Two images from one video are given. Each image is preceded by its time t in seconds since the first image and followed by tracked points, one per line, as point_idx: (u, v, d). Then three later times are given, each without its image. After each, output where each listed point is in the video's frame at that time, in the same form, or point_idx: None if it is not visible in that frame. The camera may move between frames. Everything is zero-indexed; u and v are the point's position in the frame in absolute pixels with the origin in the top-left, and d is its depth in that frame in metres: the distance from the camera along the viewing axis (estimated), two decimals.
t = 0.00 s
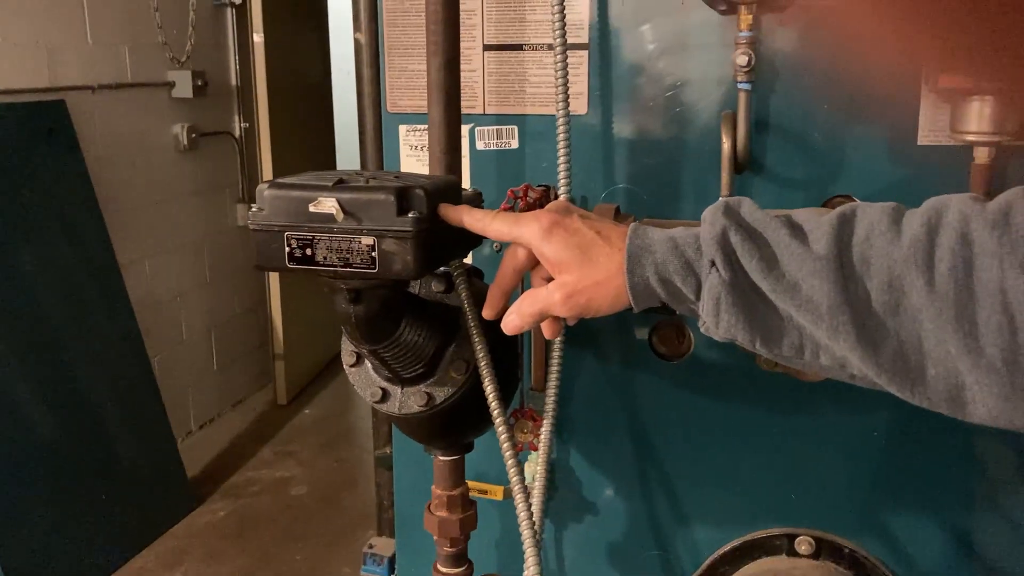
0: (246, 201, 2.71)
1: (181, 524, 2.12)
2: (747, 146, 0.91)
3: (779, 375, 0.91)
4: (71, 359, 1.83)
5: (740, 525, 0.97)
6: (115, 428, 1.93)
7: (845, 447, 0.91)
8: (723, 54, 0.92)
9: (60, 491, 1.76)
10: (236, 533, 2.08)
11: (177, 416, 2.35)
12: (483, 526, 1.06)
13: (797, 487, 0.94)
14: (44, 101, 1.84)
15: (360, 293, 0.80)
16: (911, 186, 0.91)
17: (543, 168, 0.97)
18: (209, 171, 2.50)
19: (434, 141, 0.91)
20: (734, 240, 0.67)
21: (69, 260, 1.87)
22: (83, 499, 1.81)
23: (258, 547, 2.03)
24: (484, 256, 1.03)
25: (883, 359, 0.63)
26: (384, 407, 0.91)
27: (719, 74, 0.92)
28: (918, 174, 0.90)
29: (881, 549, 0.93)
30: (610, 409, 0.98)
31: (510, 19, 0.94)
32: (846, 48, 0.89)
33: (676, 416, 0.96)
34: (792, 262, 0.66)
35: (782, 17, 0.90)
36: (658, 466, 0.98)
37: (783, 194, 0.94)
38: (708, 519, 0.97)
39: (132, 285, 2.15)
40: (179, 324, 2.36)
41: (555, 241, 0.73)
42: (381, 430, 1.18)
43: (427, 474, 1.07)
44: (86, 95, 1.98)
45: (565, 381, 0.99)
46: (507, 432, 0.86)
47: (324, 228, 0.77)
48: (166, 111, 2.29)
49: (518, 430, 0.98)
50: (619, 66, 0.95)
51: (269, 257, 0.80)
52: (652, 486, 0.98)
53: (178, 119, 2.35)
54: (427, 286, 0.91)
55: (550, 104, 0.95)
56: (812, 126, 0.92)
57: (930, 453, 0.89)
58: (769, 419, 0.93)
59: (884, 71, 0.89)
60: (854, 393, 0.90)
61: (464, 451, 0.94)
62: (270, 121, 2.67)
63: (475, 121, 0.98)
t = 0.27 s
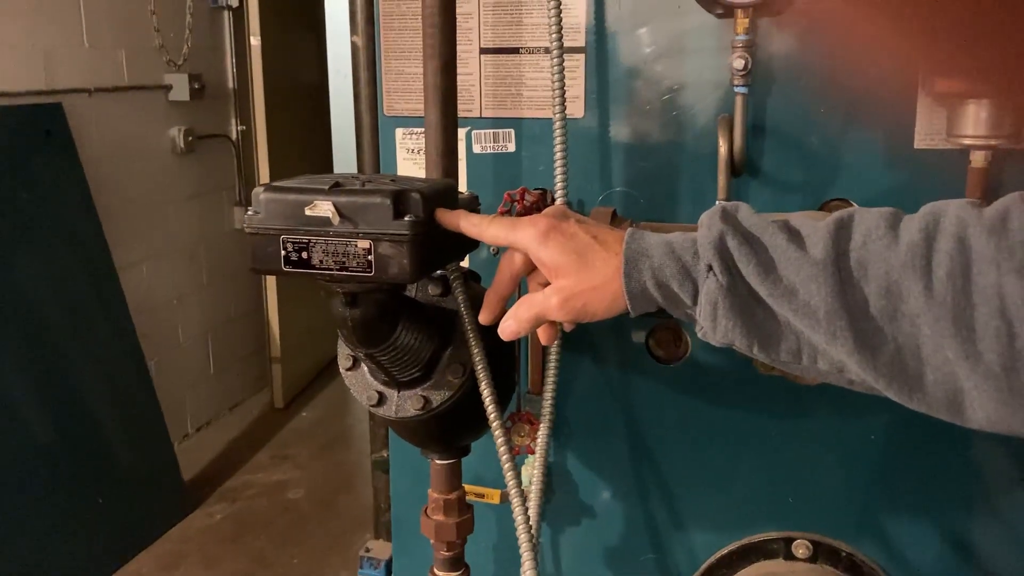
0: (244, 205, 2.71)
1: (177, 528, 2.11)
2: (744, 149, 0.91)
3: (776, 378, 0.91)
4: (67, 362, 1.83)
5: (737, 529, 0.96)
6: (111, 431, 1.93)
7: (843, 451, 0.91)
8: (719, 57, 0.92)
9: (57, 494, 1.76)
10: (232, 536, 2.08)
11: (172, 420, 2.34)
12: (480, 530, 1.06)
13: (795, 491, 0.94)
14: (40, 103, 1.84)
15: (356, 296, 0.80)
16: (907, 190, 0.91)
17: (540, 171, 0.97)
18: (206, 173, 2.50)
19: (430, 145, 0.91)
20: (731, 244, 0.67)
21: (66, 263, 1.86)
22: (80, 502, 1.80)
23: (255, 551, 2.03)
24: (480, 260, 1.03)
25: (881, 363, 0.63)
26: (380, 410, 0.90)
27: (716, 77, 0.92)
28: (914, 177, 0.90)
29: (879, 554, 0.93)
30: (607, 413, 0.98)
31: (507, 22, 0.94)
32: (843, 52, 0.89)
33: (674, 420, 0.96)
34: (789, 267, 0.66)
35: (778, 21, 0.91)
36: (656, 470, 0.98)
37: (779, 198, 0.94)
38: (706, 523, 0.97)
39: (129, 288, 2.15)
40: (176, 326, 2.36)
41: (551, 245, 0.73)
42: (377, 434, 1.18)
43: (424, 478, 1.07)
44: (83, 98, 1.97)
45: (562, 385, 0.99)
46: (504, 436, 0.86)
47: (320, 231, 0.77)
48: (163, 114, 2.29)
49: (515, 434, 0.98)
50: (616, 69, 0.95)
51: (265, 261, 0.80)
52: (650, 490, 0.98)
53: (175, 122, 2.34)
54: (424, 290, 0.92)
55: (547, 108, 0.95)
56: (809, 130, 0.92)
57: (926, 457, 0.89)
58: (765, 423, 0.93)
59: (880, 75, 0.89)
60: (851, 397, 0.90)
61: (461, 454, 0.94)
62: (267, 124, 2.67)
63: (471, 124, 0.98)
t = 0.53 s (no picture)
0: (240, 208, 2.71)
1: (174, 533, 2.10)
2: (743, 154, 0.91)
3: (775, 383, 0.91)
4: (64, 366, 1.82)
5: (736, 534, 0.96)
6: (108, 435, 1.92)
7: (842, 454, 0.92)
8: (718, 62, 0.92)
9: (54, 499, 1.75)
10: (229, 541, 2.07)
11: (169, 423, 2.33)
12: (478, 534, 1.06)
13: (794, 495, 0.94)
14: (37, 107, 1.83)
15: (356, 301, 0.80)
16: (906, 194, 0.91)
17: (538, 175, 0.97)
18: (202, 177, 2.50)
19: (429, 148, 0.91)
20: (750, 259, 0.65)
21: (62, 266, 1.86)
22: (77, 505, 1.80)
23: (252, 556, 2.02)
24: (478, 264, 1.02)
25: (898, 377, 0.61)
26: (379, 415, 0.90)
27: (715, 81, 0.92)
28: (913, 181, 0.90)
29: (877, 558, 0.93)
30: (606, 417, 0.98)
31: (505, 26, 0.94)
32: (842, 56, 0.90)
33: (673, 425, 0.96)
34: (806, 282, 0.63)
35: (778, 25, 0.91)
36: (654, 476, 0.98)
37: (777, 202, 0.94)
38: (704, 528, 0.97)
39: (126, 292, 2.14)
40: (172, 329, 2.35)
41: (573, 256, 0.72)
42: (375, 437, 1.17)
43: (422, 483, 1.07)
44: (80, 101, 1.97)
45: (561, 389, 0.98)
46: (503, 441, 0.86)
47: (319, 235, 0.77)
48: (160, 118, 2.29)
49: (513, 438, 0.98)
50: (616, 73, 0.95)
51: (263, 265, 0.79)
52: (649, 495, 0.98)
53: (172, 125, 2.34)
54: (423, 294, 0.91)
55: (546, 111, 0.95)
56: (808, 134, 0.92)
57: (925, 461, 0.89)
58: (764, 428, 0.93)
59: (879, 80, 0.89)
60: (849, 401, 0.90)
61: (459, 459, 0.93)
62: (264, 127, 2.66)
63: (470, 128, 0.98)
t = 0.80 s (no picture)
0: (236, 213, 2.70)
1: (169, 538, 2.09)
2: (739, 159, 0.91)
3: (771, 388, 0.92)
4: (58, 371, 1.82)
5: (733, 539, 0.97)
6: (103, 439, 1.92)
7: (838, 458, 0.92)
8: (713, 67, 0.92)
9: (47, 504, 1.74)
10: (223, 546, 2.06)
11: (164, 428, 2.33)
12: (474, 540, 1.06)
13: (790, 500, 0.94)
14: (32, 111, 1.83)
15: (351, 306, 0.80)
16: (901, 199, 0.91)
17: (534, 180, 0.97)
18: (198, 181, 2.49)
19: (425, 153, 0.91)
20: (754, 305, 0.64)
21: (57, 270, 1.85)
22: (71, 510, 1.79)
23: (247, 561, 2.01)
24: (474, 269, 1.01)
25: (902, 403, 0.59)
26: (374, 421, 0.90)
27: (710, 86, 0.93)
28: (909, 186, 0.91)
29: (873, 563, 0.93)
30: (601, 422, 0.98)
31: (501, 31, 0.94)
32: (837, 62, 0.90)
33: (669, 430, 0.96)
34: (805, 321, 0.62)
35: (772, 30, 0.91)
36: (651, 481, 0.98)
37: (773, 207, 0.94)
38: (701, 533, 0.97)
39: (121, 296, 2.14)
40: (167, 334, 2.34)
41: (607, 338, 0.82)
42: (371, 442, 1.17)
43: (418, 488, 1.07)
44: (75, 106, 1.97)
45: (557, 393, 0.98)
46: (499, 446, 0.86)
47: (314, 240, 0.77)
48: (156, 122, 2.28)
49: (509, 443, 0.98)
50: (612, 78, 0.95)
51: (259, 270, 0.79)
52: (645, 500, 0.98)
53: (167, 130, 2.33)
54: (419, 299, 0.91)
55: (542, 116, 0.95)
56: (803, 140, 0.92)
57: (919, 468, 0.89)
58: (759, 432, 0.93)
59: (874, 85, 0.89)
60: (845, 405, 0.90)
61: (454, 465, 0.93)
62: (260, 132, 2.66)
63: (466, 133, 0.98)
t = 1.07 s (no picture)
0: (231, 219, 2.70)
1: (162, 545, 2.08)
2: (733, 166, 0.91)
3: (765, 395, 0.92)
4: (51, 379, 1.81)
5: (727, 545, 0.97)
6: (96, 446, 1.91)
7: (831, 463, 0.92)
8: (707, 75, 0.93)
9: (38, 514, 1.72)
10: (217, 553, 2.06)
11: (157, 435, 2.31)
12: (468, 546, 1.06)
13: (784, 507, 0.94)
14: (26, 117, 1.83)
15: (346, 313, 0.80)
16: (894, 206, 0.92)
17: (528, 187, 0.97)
18: (192, 187, 2.49)
19: (420, 161, 0.91)
20: (789, 236, 0.64)
21: (49, 278, 1.84)
22: (65, 517, 1.78)
23: (241, 568, 2.00)
24: (469, 276, 1.01)
25: (919, 355, 0.60)
26: (369, 428, 0.90)
27: (704, 93, 0.93)
28: (901, 193, 0.91)
29: (867, 568, 0.94)
30: (596, 427, 0.98)
31: (496, 39, 0.95)
32: (830, 70, 0.90)
33: (664, 435, 0.96)
34: (838, 259, 0.62)
35: (766, 38, 0.91)
36: (646, 486, 0.98)
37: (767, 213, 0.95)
38: (695, 538, 0.98)
39: (114, 303, 2.13)
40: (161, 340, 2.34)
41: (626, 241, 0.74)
42: (365, 448, 1.17)
43: (413, 494, 1.07)
44: (69, 112, 1.96)
45: (552, 399, 0.99)
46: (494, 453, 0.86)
47: (309, 248, 0.77)
48: (150, 129, 2.28)
49: (504, 450, 0.98)
50: (606, 85, 0.96)
51: (253, 278, 0.79)
52: (640, 506, 0.98)
53: (161, 136, 2.33)
54: (414, 306, 0.91)
55: (537, 123, 0.95)
56: (796, 147, 0.93)
57: (913, 473, 0.90)
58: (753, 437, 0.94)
59: (866, 94, 0.90)
60: (839, 411, 0.91)
61: (450, 471, 0.93)
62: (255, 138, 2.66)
63: (461, 140, 0.98)
